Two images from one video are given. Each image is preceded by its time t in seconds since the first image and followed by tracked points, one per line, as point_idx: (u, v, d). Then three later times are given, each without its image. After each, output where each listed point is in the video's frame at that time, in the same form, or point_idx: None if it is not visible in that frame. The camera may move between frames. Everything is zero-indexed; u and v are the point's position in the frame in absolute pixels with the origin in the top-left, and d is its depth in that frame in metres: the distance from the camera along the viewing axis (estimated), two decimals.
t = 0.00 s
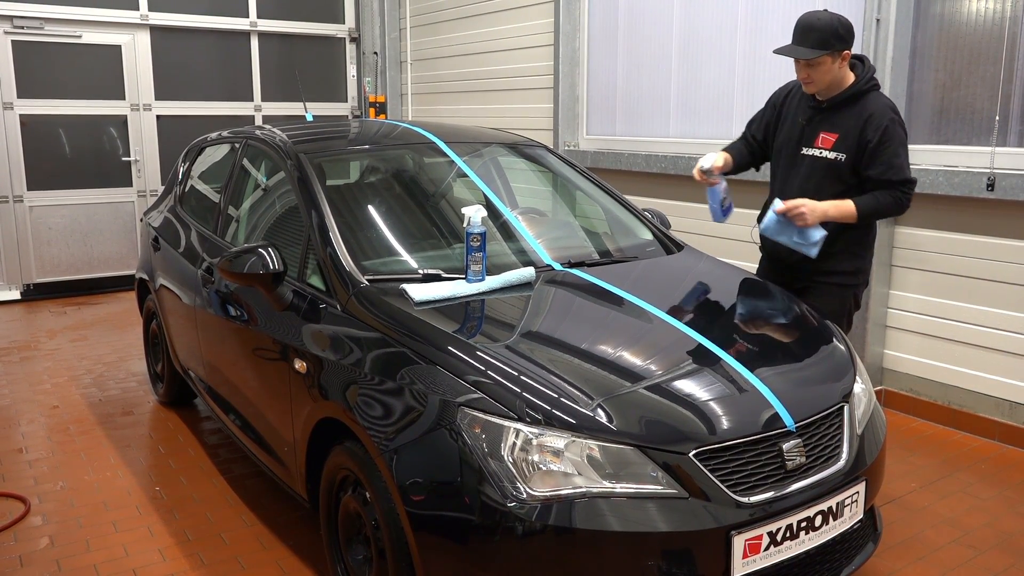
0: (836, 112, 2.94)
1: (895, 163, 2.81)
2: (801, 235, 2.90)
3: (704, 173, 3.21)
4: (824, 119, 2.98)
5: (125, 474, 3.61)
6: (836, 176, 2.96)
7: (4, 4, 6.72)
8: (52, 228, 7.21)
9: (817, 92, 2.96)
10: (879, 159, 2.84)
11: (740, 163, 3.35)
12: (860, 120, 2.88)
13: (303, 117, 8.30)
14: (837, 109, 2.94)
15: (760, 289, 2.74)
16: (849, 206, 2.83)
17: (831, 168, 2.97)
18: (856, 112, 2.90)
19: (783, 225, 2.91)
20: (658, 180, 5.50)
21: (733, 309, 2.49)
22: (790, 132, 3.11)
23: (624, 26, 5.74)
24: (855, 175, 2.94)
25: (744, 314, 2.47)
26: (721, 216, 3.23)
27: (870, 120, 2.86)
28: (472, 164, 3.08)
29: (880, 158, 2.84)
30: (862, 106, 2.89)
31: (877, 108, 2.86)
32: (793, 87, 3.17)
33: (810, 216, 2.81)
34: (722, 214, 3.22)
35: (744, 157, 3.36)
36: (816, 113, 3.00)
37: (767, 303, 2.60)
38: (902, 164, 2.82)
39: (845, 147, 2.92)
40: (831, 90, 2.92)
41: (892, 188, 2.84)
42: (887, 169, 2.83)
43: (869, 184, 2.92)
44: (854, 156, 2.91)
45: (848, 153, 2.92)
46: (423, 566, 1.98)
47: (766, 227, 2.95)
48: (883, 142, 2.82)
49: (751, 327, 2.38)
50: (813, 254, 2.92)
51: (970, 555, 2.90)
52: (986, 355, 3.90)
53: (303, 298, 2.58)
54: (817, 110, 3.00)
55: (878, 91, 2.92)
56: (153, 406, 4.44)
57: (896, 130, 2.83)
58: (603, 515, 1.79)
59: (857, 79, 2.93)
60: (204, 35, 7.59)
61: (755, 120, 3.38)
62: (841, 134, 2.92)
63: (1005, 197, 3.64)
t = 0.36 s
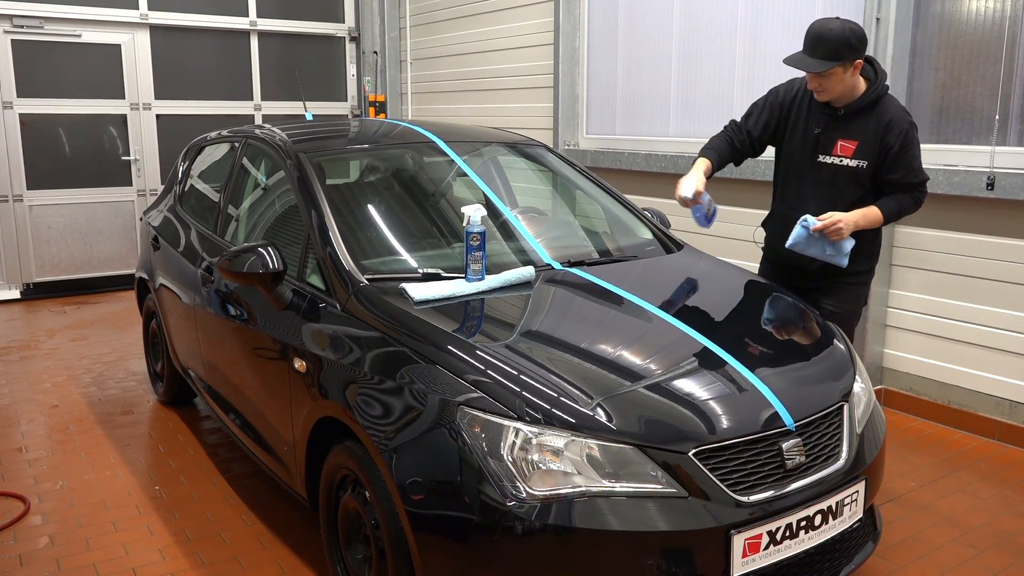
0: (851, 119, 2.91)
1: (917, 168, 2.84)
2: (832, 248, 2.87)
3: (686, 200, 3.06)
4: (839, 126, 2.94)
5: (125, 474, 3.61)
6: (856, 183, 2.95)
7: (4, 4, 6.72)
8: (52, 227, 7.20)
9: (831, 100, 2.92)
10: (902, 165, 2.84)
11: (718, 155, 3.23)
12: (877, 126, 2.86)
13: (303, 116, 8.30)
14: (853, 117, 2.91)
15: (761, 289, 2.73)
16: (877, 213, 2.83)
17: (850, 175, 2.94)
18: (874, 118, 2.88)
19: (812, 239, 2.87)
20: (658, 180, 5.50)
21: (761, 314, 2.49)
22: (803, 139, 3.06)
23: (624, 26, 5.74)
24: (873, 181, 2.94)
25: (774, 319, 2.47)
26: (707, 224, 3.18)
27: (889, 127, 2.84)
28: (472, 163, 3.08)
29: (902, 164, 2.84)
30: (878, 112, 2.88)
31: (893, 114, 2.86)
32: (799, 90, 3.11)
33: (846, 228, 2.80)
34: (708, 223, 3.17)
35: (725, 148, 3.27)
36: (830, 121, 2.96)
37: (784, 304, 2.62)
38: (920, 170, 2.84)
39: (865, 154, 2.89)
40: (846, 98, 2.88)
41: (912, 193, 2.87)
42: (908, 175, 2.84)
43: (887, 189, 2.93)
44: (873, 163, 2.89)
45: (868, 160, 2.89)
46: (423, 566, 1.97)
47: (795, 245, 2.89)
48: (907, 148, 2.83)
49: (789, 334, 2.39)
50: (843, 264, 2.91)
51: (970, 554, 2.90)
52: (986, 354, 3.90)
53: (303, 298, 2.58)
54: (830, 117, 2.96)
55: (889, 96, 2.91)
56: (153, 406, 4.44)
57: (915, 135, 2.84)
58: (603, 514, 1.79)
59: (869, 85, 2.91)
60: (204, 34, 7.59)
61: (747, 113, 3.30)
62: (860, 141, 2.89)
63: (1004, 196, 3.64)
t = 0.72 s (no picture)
0: (855, 118, 2.90)
1: (917, 170, 2.85)
2: (839, 251, 2.85)
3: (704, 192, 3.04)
4: (842, 125, 2.93)
5: (125, 474, 3.61)
6: (856, 183, 2.95)
7: (4, 4, 6.72)
8: (52, 227, 7.20)
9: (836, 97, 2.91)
10: (902, 166, 2.85)
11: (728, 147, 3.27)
12: (880, 126, 2.87)
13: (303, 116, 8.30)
14: (856, 117, 2.90)
15: (761, 289, 2.73)
16: (881, 215, 2.83)
17: (850, 175, 2.94)
18: (877, 119, 2.88)
19: (822, 244, 2.83)
20: (658, 180, 5.50)
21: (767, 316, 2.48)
22: (804, 137, 3.05)
23: (624, 26, 5.74)
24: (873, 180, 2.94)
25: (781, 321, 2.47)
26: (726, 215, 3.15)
27: (892, 127, 2.85)
28: (472, 163, 3.08)
29: (904, 165, 2.85)
30: (881, 112, 2.88)
31: (896, 115, 2.86)
32: (801, 87, 3.11)
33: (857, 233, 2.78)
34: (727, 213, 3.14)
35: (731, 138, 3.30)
36: (833, 119, 2.95)
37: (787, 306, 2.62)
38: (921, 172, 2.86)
39: (866, 154, 2.89)
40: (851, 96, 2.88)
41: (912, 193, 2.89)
42: (909, 176, 2.86)
43: (886, 188, 2.95)
44: (874, 162, 2.90)
45: (869, 160, 2.90)
46: (423, 566, 1.97)
47: (803, 250, 2.85)
48: (909, 150, 2.83)
49: (798, 336, 2.39)
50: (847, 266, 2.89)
51: (970, 554, 2.90)
52: (986, 355, 3.90)
53: (303, 298, 2.58)
54: (833, 116, 2.95)
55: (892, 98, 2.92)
56: (153, 405, 4.44)
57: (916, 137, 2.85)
58: (603, 514, 1.79)
59: (873, 84, 2.91)
60: (204, 34, 7.59)
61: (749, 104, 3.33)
62: (862, 141, 2.89)
63: (1005, 196, 3.64)
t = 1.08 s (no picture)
0: (860, 115, 2.91)
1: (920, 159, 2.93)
2: (850, 244, 2.85)
3: (742, 190, 2.75)
4: (848, 123, 2.93)
5: (125, 474, 3.61)
6: (865, 179, 2.96)
7: (4, 4, 6.72)
8: (52, 227, 7.20)
9: (840, 95, 2.90)
10: (908, 157, 2.91)
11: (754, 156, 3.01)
12: (885, 120, 2.90)
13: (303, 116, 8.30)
14: (861, 112, 2.91)
15: (761, 289, 2.73)
16: (886, 206, 2.88)
17: (859, 171, 2.95)
18: (880, 113, 2.91)
19: (834, 236, 2.84)
20: (658, 180, 5.50)
21: (773, 320, 2.45)
22: (809, 139, 3.01)
23: (624, 26, 5.74)
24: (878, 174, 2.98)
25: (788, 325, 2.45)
26: (751, 223, 2.79)
27: (896, 120, 2.90)
28: (472, 163, 3.08)
29: (910, 156, 2.91)
30: (882, 106, 2.92)
31: (895, 107, 2.91)
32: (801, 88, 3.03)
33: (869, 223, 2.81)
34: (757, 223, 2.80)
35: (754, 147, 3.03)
36: (838, 118, 2.94)
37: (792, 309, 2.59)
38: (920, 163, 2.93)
39: (875, 149, 2.91)
40: (856, 92, 2.89)
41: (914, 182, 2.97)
42: (913, 166, 2.93)
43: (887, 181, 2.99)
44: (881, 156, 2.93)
45: (878, 155, 2.92)
46: (422, 566, 1.97)
47: (817, 242, 2.85)
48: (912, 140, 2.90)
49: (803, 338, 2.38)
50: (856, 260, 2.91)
51: (970, 554, 2.89)
52: (986, 354, 3.90)
53: (303, 298, 2.58)
54: (837, 114, 2.94)
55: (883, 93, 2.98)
56: (153, 406, 4.44)
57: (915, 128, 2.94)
58: (603, 514, 1.79)
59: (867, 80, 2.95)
60: (204, 34, 7.59)
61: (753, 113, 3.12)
62: (870, 136, 2.90)
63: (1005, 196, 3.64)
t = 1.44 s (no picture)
0: (909, 122, 2.75)
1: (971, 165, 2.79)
2: (901, 258, 2.75)
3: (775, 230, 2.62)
4: (896, 130, 2.76)
5: (125, 474, 3.60)
6: (914, 188, 2.81)
7: (4, 4, 6.72)
8: (52, 227, 7.20)
9: (888, 101, 2.74)
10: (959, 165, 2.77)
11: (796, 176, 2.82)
12: (936, 127, 2.75)
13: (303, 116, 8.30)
14: (911, 119, 2.75)
15: (762, 288, 2.73)
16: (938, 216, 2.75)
17: (908, 180, 2.80)
18: (931, 120, 2.75)
19: (882, 250, 2.74)
20: (658, 180, 5.51)
21: (802, 338, 2.36)
22: (854, 147, 2.84)
23: (624, 26, 5.75)
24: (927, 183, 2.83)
25: (816, 347, 2.34)
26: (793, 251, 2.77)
27: (947, 127, 2.74)
28: (472, 163, 3.08)
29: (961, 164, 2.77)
30: (933, 112, 2.76)
31: (947, 112, 2.75)
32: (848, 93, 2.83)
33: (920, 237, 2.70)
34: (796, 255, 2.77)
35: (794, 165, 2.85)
36: (885, 126, 2.78)
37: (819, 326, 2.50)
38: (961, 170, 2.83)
39: (925, 157, 2.76)
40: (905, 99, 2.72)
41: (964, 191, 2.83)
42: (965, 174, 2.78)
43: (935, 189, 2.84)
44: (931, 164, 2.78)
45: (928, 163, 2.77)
46: (422, 567, 1.97)
47: (866, 257, 2.76)
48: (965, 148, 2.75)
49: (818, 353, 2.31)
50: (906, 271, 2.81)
51: (970, 555, 2.89)
52: (987, 354, 3.89)
53: (303, 298, 2.58)
54: (885, 122, 2.78)
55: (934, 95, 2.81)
56: (153, 406, 4.44)
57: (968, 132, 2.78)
58: (603, 514, 1.79)
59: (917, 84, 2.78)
60: (204, 34, 7.59)
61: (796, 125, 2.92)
62: (921, 143, 2.75)
63: (1005, 196, 3.64)
